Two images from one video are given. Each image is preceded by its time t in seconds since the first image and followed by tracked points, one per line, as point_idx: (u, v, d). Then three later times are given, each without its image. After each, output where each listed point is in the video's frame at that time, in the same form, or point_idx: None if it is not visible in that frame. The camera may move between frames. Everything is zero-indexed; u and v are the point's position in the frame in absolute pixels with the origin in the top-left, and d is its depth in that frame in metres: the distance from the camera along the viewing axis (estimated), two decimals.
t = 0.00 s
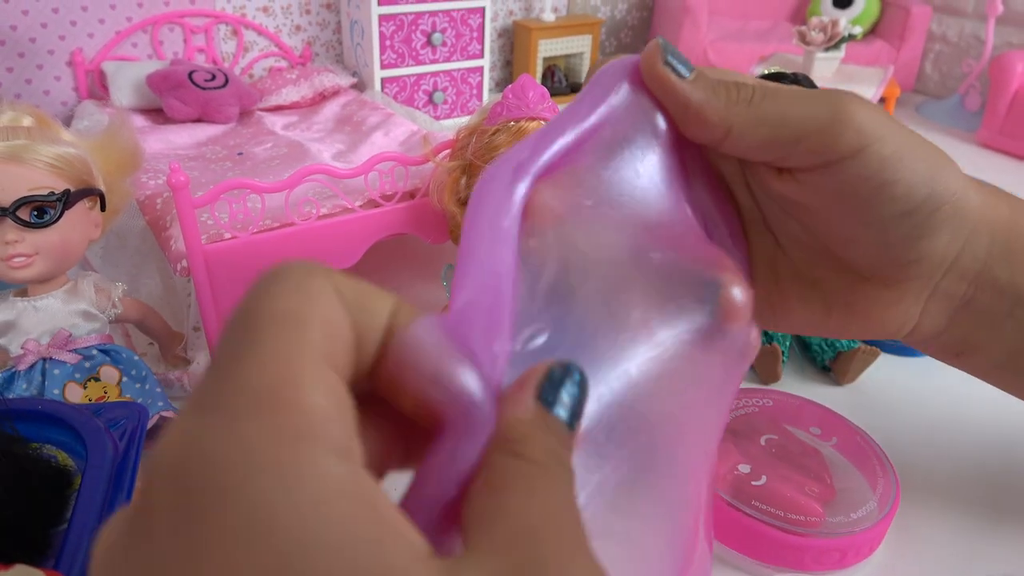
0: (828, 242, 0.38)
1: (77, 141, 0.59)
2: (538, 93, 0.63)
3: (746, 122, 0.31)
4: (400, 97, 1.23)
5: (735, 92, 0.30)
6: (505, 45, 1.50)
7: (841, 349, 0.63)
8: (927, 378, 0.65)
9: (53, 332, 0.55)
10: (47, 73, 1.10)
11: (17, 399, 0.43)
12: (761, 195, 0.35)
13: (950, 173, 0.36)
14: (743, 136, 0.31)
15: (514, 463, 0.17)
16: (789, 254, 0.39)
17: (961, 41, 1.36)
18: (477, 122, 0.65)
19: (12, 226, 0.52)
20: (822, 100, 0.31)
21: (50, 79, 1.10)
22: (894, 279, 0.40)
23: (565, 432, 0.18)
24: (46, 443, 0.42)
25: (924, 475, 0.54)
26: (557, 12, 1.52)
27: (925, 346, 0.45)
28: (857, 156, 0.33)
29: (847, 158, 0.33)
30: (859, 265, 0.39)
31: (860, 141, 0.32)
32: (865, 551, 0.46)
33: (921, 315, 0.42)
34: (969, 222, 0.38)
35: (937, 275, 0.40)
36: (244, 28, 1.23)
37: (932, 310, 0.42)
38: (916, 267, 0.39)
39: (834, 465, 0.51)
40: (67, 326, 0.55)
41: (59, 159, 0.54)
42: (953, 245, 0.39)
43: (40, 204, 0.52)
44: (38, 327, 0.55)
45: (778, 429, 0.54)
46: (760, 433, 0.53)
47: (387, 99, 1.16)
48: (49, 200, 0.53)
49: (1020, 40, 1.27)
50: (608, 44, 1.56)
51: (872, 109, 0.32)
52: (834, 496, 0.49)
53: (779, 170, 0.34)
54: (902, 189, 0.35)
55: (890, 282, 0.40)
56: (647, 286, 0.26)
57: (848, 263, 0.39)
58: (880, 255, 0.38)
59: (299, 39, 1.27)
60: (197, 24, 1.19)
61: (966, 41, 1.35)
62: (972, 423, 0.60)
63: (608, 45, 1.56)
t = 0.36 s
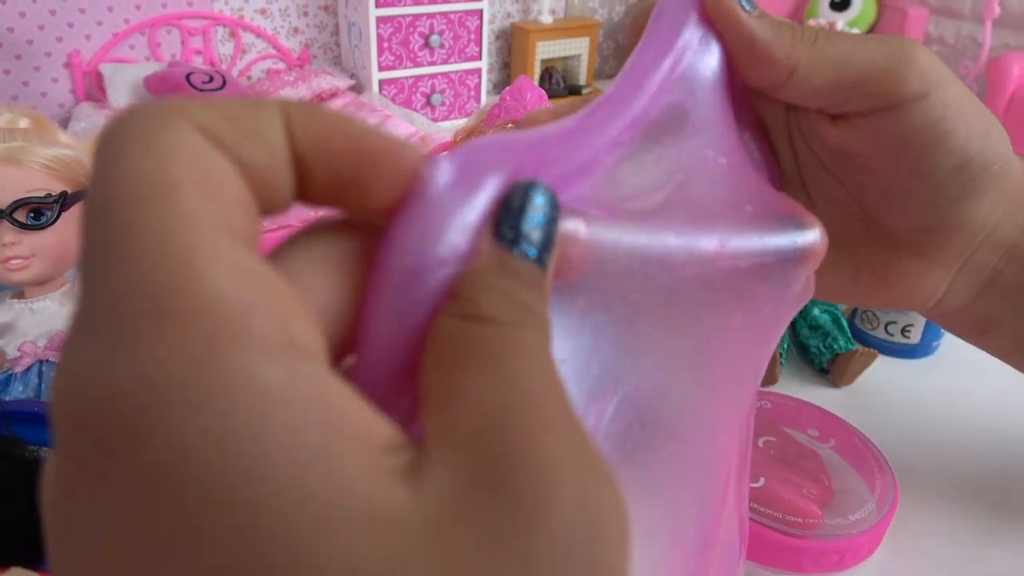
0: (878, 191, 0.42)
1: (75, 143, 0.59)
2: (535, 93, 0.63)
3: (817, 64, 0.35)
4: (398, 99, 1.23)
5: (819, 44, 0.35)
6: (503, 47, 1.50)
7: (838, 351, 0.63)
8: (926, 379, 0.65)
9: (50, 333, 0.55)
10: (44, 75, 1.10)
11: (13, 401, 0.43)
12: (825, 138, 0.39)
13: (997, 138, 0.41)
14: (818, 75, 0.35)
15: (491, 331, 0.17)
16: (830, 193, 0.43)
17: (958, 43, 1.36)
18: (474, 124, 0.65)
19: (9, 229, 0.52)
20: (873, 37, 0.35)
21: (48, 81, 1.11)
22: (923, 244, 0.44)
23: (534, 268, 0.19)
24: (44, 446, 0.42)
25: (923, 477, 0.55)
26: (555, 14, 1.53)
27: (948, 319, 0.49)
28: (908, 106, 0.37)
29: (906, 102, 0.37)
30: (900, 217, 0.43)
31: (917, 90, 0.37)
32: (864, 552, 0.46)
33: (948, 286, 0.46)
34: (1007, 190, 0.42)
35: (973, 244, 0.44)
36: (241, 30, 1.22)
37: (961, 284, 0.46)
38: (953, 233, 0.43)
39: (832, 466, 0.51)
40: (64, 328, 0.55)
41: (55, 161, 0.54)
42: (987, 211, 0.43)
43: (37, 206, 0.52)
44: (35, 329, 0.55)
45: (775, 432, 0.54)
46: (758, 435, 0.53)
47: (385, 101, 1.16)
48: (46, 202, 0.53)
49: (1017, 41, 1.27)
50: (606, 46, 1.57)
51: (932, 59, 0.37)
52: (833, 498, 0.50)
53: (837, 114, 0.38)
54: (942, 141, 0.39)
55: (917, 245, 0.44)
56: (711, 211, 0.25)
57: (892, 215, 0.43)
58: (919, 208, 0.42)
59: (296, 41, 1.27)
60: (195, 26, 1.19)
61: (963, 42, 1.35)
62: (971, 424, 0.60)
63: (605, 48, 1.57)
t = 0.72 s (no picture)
0: (881, 132, 0.50)
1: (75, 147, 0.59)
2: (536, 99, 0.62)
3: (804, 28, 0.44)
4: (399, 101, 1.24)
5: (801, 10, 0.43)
6: (502, 50, 1.52)
7: (837, 355, 0.64)
8: (924, 383, 0.65)
9: (49, 338, 0.55)
10: (44, 77, 1.11)
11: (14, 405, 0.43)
12: (820, 97, 0.48)
13: (1003, 74, 0.49)
14: (804, 33, 0.43)
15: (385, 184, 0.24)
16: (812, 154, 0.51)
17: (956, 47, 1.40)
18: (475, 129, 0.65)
19: (9, 232, 0.52)
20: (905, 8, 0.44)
21: (47, 83, 1.12)
22: (936, 169, 0.51)
23: (427, 145, 0.26)
24: (44, 449, 0.42)
25: (920, 481, 0.55)
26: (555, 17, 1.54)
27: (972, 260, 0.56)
28: (907, 51, 0.45)
29: (895, 50, 0.45)
30: (907, 145, 0.50)
31: (903, 36, 0.45)
32: (862, 557, 0.47)
33: (960, 219, 0.54)
34: (1006, 122, 0.49)
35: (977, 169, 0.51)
36: (240, 34, 1.22)
37: (978, 214, 0.53)
38: (961, 161, 0.50)
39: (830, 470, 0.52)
40: (66, 333, 0.55)
41: (55, 164, 0.54)
42: (988, 134, 0.49)
43: (38, 210, 0.53)
44: (34, 332, 0.55)
45: (774, 436, 0.54)
46: (757, 439, 0.53)
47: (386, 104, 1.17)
48: (47, 205, 0.53)
49: (1014, 47, 1.34)
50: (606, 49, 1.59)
51: (986, 59, 0.48)
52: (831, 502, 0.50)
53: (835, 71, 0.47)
54: (944, 80, 0.47)
55: (926, 174, 0.51)
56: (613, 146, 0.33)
57: (896, 153, 0.51)
58: (922, 136, 0.49)
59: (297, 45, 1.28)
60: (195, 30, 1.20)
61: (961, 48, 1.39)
62: (968, 427, 0.60)
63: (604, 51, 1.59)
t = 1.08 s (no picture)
0: (787, 166, 0.55)
1: (77, 148, 0.59)
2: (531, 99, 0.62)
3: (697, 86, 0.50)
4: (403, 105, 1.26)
5: (687, 69, 0.49)
6: (504, 53, 1.55)
7: (836, 360, 0.64)
8: (921, 390, 0.66)
9: (51, 339, 0.55)
10: (46, 78, 1.21)
11: (17, 409, 0.43)
12: (731, 136, 0.54)
13: (889, 125, 0.51)
14: (693, 87, 0.49)
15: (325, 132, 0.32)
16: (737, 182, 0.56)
17: (954, 54, 1.44)
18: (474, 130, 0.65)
19: (12, 234, 0.52)
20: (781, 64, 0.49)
21: (49, 84, 1.22)
22: (830, 195, 0.55)
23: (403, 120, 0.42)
24: (46, 452, 0.42)
25: (917, 488, 0.55)
26: (555, 21, 1.58)
27: (915, 288, 0.56)
28: (777, 98, 0.50)
29: (769, 98, 0.50)
30: (803, 170, 0.54)
31: (777, 84, 0.50)
32: (863, 562, 0.47)
33: (862, 235, 0.57)
34: (887, 152, 0.51)
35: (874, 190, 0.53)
36: (242, 35, 1.35)
37: (874, 231, 0.56)
38: (852, 185, 0.53)
39: (831, 475, 0.52)
40: (67, 335, 0.55)
41: (57, 166, 0.54)
42: (881, 167, 0.52)
43: (40, 212, 0.53)
44: (35, 334, 0.55)
45: (775, 441, 0.54)
46: (758, 444, 0.54)
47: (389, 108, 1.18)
48: (49, 208, 0.53)
49: (1013, 51, 1.35)
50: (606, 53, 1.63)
51: (862, 98, 0.51)
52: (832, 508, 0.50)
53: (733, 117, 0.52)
54: (816, 118, 0.50)
55: (826, 198, 0.55)
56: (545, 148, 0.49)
57: (801, 180, 0.55)
58: (819, 163, 0.53)
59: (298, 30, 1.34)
60: (195, 32, 1.32)
61: (960, 53, 1.43)
62: (966, 435, 0.61)
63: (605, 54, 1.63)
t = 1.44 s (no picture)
0: (770, 182, 0.56)
1: (82, 152, 0.59)
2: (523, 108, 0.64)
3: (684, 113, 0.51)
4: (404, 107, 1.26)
5: (670, 102, 0.51)
6: (505, 57, 1.55)
7: (837, 367, 0.64)
8: (922, 398, 0.66)
9: (54, 342, 0.55)
10: (48, 79, 1.22)
11: (21, 412, 0.43)
12: (717, 154, 0.56)
13: (864, 139, 0.51)
14: (681, 117, 0.51)
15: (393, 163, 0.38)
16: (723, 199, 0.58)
17: (955, 60, 1.44)
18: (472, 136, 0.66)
19: (16, 236, 0.52)
20: (761, 91, 0.51)
21: (52, 85, 1.23)
22: (811, 209, 0.55)
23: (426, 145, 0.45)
24: (49, 455, 0.42)
25: (918, 496, 0.55)
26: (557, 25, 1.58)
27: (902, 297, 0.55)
28: (755, 119, 0.51)
29: (752, 116, 0.51)
30: (785, 187, 0.55)
31: (751, 109, 0.51)
32: (864, 569, 0.47)
33: (845, 248, 0.56)
34: (864, 166, 0.51)
35: (853, 201, 0.53)
36: (245, 38, 1.37)
37: (857, 245, 0.55)
38: (830, 201, 0.54)
39: (833, 482, 0.52)
40: (70, 337, 0.55)
41: (62, 169, 0.54)
42: (855, 181, 0.52)
43: (45, 215, 0.53)
44: (39, 337, 0.55)
45: (776, 447, 0.54)
46: (758, 451, 0.54)
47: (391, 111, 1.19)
48: (54, 211, 0.53)
49: (1013, 58, 1.36)
50: (607, 57, 1.64)
51: (839, 115, 0.51)
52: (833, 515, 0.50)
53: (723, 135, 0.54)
54: (790, 137, 0.51)
55: (806, 211, 0.56)
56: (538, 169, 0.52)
57: (781, 193, 0.56)
58: (796, 178, 0.53)
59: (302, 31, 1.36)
60: (198, 34, 1.33)
61: (960, 59, 1.43)
62: (967, 443, 0.61)
63: (606, 58, 1.64)
